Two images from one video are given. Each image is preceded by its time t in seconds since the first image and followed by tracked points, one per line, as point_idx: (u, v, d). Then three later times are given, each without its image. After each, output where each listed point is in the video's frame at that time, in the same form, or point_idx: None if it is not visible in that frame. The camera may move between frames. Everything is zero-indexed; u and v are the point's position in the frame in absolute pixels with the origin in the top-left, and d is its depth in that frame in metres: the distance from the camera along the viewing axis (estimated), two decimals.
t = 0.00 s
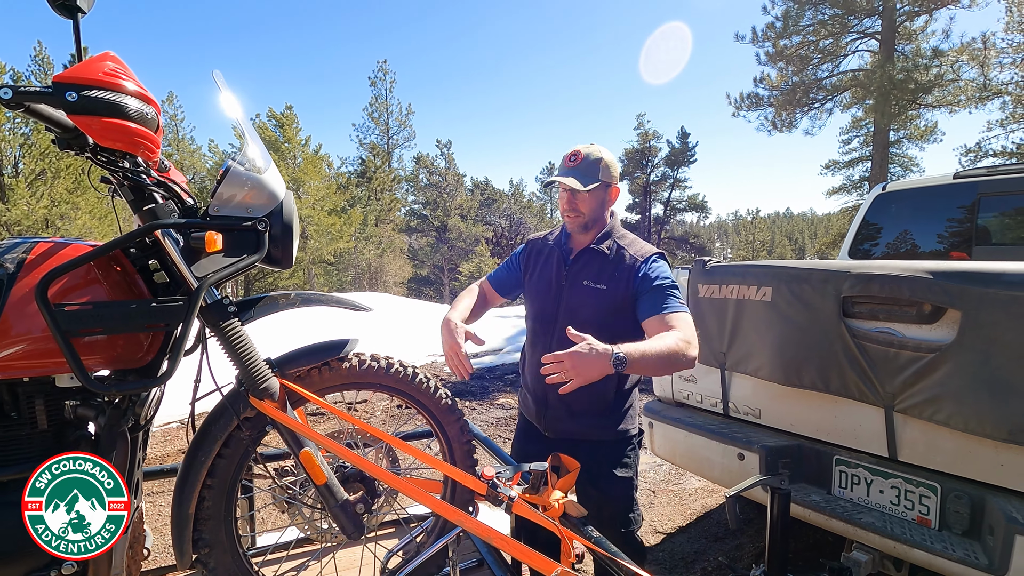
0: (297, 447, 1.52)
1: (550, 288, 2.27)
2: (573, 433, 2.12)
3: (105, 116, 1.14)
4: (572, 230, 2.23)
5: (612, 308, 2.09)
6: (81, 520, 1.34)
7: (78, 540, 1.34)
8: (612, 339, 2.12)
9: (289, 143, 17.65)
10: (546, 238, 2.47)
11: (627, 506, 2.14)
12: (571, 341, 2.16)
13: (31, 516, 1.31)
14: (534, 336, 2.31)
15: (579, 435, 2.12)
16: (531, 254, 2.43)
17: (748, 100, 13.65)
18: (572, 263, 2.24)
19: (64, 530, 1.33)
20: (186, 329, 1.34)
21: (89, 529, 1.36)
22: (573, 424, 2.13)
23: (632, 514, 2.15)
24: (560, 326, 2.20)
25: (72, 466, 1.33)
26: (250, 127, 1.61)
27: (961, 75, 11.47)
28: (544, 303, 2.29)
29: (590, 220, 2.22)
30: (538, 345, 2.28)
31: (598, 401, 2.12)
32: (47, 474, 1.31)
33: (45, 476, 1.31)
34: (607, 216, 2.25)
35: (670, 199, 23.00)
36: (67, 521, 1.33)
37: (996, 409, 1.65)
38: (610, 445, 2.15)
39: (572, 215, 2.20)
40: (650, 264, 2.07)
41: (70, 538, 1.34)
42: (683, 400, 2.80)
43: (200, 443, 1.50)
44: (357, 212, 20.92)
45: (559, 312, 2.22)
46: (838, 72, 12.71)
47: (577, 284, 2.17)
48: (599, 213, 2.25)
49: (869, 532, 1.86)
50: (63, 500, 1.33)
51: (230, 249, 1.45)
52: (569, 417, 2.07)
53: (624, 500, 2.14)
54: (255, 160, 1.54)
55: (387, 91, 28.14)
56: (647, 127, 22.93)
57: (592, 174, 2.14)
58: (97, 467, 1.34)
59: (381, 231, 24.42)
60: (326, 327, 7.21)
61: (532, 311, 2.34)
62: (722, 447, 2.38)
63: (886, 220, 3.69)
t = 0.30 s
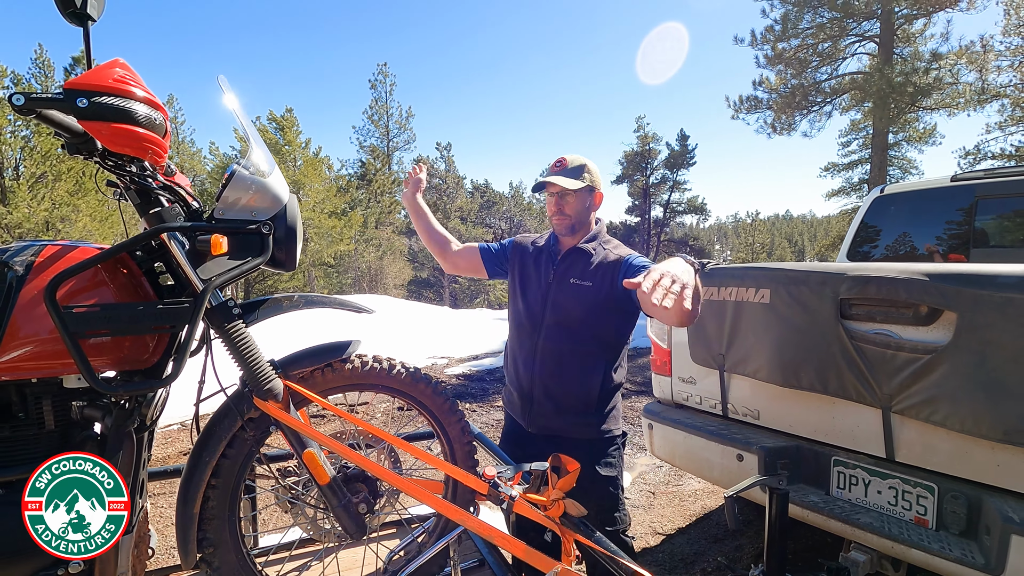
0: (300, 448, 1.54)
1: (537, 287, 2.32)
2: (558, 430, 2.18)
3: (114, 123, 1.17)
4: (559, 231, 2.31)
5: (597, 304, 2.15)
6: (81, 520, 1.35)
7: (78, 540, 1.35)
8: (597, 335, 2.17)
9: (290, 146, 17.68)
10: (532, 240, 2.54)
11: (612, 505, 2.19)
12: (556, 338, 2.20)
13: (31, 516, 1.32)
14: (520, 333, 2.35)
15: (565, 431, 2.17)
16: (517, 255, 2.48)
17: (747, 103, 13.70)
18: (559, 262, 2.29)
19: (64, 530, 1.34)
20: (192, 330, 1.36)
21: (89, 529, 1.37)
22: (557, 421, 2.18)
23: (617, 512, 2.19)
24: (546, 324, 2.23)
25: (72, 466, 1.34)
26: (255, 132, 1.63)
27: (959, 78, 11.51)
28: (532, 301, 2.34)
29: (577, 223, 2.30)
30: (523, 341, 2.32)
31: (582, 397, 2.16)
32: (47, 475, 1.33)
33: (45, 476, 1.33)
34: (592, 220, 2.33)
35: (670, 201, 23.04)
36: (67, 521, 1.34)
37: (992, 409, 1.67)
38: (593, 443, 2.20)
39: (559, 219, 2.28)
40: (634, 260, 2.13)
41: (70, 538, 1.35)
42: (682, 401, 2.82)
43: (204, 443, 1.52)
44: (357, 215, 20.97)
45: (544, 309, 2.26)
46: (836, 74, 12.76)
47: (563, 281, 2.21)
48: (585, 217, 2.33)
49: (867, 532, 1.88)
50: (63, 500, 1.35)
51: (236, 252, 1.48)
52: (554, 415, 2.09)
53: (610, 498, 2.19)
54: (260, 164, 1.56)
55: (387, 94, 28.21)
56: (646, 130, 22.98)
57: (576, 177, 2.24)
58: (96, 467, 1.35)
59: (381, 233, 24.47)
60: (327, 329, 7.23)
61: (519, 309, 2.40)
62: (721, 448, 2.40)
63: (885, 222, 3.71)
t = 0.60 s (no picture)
0: (304, 448, 1.56)
1: (529, 286, 2.37)
2: (551, 427, 2.19)
3: (124, 128, 1.20)
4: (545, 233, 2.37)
5: (584, 300, 2.18)
6: (81, 520, 1.36)
7: (78, 540, 1.36)
8: (586, 331, 2.18)
9: (290, 148, 17.74)
10: (527, 244, 2.60)
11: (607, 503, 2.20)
12: (546, 334, 2.23)
13: (30, 516, 1.34)
14: (515, 332, 2.39)
15: (558, 428, 2.18)
16: (512, 257, 2.54)
17: (746, 105, 13.75)
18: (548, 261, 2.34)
19: (64, 530, 1.36)
20: (198, 332, 1.38)
21: (89, 529, 1.38)
22: (551, 418, 2.20)
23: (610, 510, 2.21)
24: (538, 322, 2.26)
25: (73, 466, 1.36)
26: (259, 137, 1.66)
27: (957, 81, 11.56)
28: (525, 301, 2.37)
29: (560, 226, 2.36)
30: (517, 340, 2.36)
31: (574, 393, 2.17)
32: (47, 475, 1.35)
33: (45, 476, 1.35)
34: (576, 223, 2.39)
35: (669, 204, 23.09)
36: (67, 521, 1.36)
37: (987, 409, 1.69)
38: (588, 441, 2.19)
39: (542, 224, 2.35)
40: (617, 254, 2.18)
41: (70, 538, 1.36)
42: (681, 402, 2.84)
43: (209, 443, 1.54)
44: (357, 217, 21.01)
45: (535, 307, 2.30)
46: (835, 77, 12.81)
47: (552, 279, 2.26)
48: (568, 219, 2.38)
49: (864, 532, 1.90)
50: (63, 500, 1.36)
51: (241, 255, 1.50)
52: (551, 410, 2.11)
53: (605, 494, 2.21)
54: (265, 168, 1.59)
55: (387, 96, 28.26)
56: (646, 132, 23.02)
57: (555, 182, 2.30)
58: (96, 467, 1.37)
59: (381, 236, 24.50)
60: (327, 331, 7.26)
61: (513, 309, 2.44)
62: (720, 449, 2.42)
63: (883, 224, 3.74)
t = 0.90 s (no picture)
0: (308, 447, 1.57)
1: (528, 283, 2.38)
2: (560, 421, 2.21)
3: (133, 132, 1.22)
4: (543, 229, 2.40)
5: (585, 294, 2.19)
6: (81, 520, 1.37)
7: (78, 540, 1.37)
8: (589, 324, 2.20)
9: (290, 151, 17.77)
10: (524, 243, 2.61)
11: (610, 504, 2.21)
12: (549, 330, 2.25)
13: (31, 517, 1.35)
14: (518, 330, 2.40)
15: (568, 421, 2.20)
16: (508, 257, 2.54)
17: (745, 108, 13.79)
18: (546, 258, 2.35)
19: (64, 531, 1.37)
20: (204, 332, 1.39)
21: (89, 530, 1.38)
22: (558, 413, 2.21)
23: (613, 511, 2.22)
24: (541, 318, 2.28)
25: (73, 466, 1.37)
26: (264, 140, 1.68)
27: (955, 84, 11.60)
28: (525, 298, 2.38)
29: (558, 219, 2.40)
30: (520, 338, 2.37)
31: (581, 386, 2.19)
32: (47, 475, 1.35)
33: (45, 476, 1.35)
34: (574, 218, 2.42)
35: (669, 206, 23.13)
36: (67, 521, 1.36)
37: (985, 410, 1.70)
38: (595, 435, 2.21)
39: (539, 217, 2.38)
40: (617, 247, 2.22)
41: (70, 538, 1.37)
42: (681, 404, 2.85)
43: (214, 444, 1.55)
44: (357, 219, 21.05)
45: (536, 304, 2.32)
46: (834, 80, 12.86)
47: (552, 275, 2.27)
48: (566, 213, 2.42)
49: (864, 532, 1.91)
50: (62, 500, 1.37)
51: (247, 257, 1.52)
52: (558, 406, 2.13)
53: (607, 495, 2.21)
54: (270, 170, 1.60)
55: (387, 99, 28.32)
56: (645, 135, 23.06)
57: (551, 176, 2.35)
58: (97, 467, 1.38)
59: (381, 238, 24.52)
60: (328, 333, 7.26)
61: (514, 307, 2.45)
62: (720, 450, 2.43)
63: (882, 227, 3.76)
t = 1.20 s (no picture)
0: (312, 448, 1.58)
1: (537, 288, 2.40)
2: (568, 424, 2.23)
3: (141, 133, 1.23)
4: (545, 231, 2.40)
5: (589, 299, 2.18)
6: (81, 520, 1.38)
7: (78, 540, 1.38)
8: (595, 330, 2.20)
9: (291, 153, 17.79)
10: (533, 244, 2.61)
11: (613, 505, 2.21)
12: (555, 335, 2.26)
13: (30, 517, 1.36)
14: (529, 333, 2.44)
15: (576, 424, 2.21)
16: (518, 260, 2.57)
17: (745, 110, 13.82)
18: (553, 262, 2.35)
19: (64, 531, 1.38)
20: (209, 333, 1.40)
21: (89, 530, 1.39)
22: (566, 416, 2.23)
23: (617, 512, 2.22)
24: (548, 323, 2.29)
25: (73, 466, 1.38)
26: (269, 144, 1.69)
27: (954, 86, 11.63)
28: (535, 302, 2.41)
29: (562, 220, 2.37)
30: (531, 341, 2.41)
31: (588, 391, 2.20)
32: (47, 475, 1.37)
33: (45, 476, 1.37)
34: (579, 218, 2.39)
35: (669, 208, 23.16)
36: (67, 521, 1.37)
37: (985, 411, 1.71)
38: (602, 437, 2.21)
39: (543, 218, 2.38)
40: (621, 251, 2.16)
41: (70, 538, 1.38)
42: (683, 405, 2.86)
43: (218, 444, 1.56)
44: (357, 221, 21.06)
45: (544, 308, 2.33)
46: (834, 82, 12.89)
47: (557, 280, 2.27)
48: (571, 214, 2.39)
49: (865, 533, 1.92)
50: (62, 500, 1.38)
51: (251, 258, 1.53)
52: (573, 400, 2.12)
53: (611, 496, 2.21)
54: (274, 172, 1.61)
55: (387, 102, 28.37)
56: (645, 137, 23.09)
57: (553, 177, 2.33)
58: (97, 467, 1.39)
59: (381, 240, 24.53)
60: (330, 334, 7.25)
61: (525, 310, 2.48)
62: (721, 451, 2.44)
63: (882, 229, 3.78)
